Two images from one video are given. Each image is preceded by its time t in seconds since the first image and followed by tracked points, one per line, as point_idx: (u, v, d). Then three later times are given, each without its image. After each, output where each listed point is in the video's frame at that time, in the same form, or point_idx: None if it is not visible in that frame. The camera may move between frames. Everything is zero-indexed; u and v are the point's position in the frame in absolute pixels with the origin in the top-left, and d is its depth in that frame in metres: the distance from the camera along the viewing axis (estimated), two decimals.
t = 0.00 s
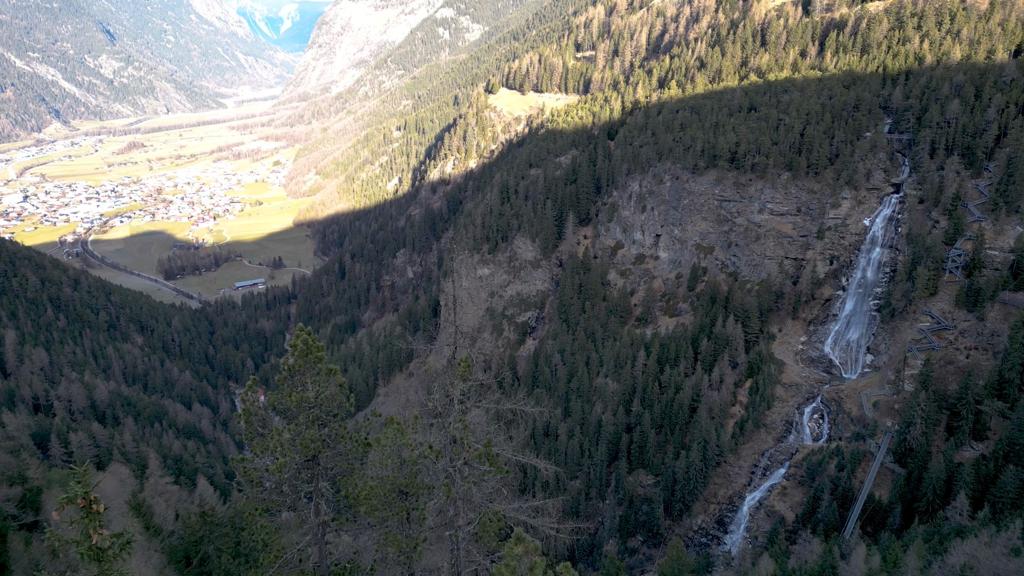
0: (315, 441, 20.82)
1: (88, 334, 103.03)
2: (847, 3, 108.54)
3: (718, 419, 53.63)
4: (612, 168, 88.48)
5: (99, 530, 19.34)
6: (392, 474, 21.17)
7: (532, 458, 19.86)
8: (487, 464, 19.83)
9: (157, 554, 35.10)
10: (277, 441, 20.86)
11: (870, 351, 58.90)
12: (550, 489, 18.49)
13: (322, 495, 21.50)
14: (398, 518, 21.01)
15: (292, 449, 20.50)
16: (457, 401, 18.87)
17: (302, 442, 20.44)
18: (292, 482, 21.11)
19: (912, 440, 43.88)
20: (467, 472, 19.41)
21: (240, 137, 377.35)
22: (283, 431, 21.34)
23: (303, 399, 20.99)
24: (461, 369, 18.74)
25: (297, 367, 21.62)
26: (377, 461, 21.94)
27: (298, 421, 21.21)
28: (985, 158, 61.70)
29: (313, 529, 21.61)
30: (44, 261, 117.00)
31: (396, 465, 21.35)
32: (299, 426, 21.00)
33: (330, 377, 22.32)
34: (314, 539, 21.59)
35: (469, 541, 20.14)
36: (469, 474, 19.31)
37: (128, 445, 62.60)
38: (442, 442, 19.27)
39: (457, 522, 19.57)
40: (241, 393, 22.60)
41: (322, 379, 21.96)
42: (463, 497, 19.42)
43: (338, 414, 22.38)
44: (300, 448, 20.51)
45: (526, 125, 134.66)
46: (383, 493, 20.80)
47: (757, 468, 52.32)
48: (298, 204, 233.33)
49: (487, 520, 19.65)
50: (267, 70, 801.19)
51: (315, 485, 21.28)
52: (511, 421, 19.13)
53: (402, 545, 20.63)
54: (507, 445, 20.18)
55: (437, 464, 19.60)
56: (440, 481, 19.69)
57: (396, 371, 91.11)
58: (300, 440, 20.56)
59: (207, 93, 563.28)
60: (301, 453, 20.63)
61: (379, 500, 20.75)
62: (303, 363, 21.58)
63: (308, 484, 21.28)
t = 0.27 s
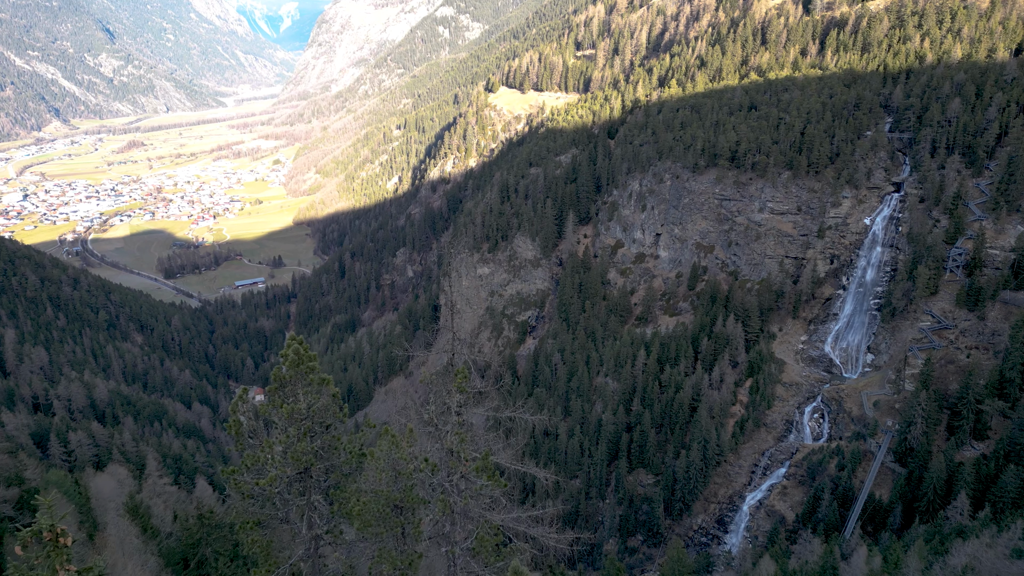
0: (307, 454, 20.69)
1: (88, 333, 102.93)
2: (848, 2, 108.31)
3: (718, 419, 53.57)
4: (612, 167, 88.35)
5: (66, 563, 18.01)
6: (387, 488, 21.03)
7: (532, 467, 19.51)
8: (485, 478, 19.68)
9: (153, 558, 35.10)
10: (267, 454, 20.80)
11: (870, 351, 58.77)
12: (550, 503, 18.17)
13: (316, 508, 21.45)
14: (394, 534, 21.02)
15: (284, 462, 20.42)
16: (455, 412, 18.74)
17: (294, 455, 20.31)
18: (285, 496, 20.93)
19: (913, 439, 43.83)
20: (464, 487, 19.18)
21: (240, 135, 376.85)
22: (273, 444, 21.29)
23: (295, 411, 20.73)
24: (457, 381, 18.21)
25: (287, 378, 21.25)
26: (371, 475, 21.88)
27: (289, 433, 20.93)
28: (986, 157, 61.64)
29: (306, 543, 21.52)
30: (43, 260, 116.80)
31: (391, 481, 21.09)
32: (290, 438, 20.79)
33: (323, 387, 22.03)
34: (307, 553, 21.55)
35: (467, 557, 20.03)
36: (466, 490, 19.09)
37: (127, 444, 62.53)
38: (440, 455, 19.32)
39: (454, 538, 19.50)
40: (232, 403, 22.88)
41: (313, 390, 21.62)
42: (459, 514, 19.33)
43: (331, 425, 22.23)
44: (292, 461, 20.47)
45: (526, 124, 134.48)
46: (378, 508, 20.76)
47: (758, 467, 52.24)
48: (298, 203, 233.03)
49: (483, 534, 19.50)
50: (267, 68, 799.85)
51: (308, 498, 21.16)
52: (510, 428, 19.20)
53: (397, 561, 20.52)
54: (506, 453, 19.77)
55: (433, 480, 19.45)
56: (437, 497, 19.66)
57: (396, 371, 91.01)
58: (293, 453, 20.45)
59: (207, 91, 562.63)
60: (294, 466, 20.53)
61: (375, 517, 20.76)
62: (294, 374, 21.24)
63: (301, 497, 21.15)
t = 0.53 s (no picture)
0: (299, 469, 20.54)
1: (88, 332, 102.80)
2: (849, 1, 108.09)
3: (719, 419, 53.47)
4: (612, 167, 88.20)
5: None
6: (381, 504, 20.17)
7: (532, 477, 19.09)
8: (483, 493, 19.25)
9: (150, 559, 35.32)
10: (258, 469, 20.65)
11: (870, 351, 58.67)
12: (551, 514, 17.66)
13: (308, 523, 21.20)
14: (388, 552, 19.90)
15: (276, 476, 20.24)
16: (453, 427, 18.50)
17: (286, 469, 20.14)
18: (275, 512, 20.58)
19: (913, 440, 43.79)
20: (461, 503, 18.95)
21: (240, 134, 376.58)
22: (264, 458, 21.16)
23: (286, 423, 20.63)
24: (454, 394, 17.57)
25: (279, 391, 21.20)
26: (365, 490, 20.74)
27: (281, 447, 20.81)
28: (987, 157, 61.57)
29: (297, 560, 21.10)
30: (43, 259, 116.63)
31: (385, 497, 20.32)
32: (281, 452, 20.77)
33: (315, 400, 22.03)
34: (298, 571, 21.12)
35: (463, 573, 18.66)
36: (463, 506, 18.89)
37: (127, 444, 62.40)
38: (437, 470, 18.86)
39: (451, 556, 19.12)
40: (222, 415, 22.05)
41: (305, 403, 21.53)
42: (456, 533, 18.98)
43: (324, 437, 22.07)
44: (282, 476, 20.28)
45: (527, 123, 134.35)
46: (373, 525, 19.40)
47: (758, 467, 52.15)
48: (298, 202, 232.77)
49: (482, 549, 18.72)
50: (267, 67, 799.19)
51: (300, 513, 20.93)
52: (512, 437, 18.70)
53: None
54: (505, 465, 19.45)
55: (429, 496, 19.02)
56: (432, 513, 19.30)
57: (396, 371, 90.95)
58: (286, 467, 20.28)
59: (207, 90, 562.11)
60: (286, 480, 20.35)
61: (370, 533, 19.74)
62: (286, 386, 21.20)
63: (293, 511, 20.87)
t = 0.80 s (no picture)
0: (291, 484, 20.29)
1: (88, 332, 102.74)
2: None
3: (719, 418, 53.36)
4: (612, 166, 88.03)
5: None
6: (375, 521, 19.55)
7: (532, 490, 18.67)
8: (481, 510, 18.49)
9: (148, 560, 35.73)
10: (248, 485, 20.26)
11: (871, 351, 58.62)
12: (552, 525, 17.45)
13: (300, 540, 20.73)
14: (384, 571, 19.13)
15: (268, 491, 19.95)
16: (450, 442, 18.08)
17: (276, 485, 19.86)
18: (265, 529, 20.09)
19: (914, 439, 43.70)
20: (458, 521, 18.08)
21: (240, 133, 376.51)
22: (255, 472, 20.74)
23: (276, 437, 20.34)
24: (449, 409, 17.89)
25: (269, 404, 20.80)
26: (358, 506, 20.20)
27: (272, 461, 20.54)
28: (988, 156, 61.43)
29: None
30: (43, 258, 116.54)
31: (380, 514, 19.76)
32: (272, 466, 20.43)
33: (307, 411, 21.71)
34: None
35: None
36: (460, 524, 17.96)
37: (126, 444, 62.33)
38: (432, 483, 18.17)
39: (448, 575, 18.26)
40: (211, 428, 21.85)
41: (296, 416, 21.15)
42: (453, 551, 18.06)
43: (317, 450, 21.90)
44: (273, 491, 19.94)
45: (526, 122, 134.20)
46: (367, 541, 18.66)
47: (758, 467, 52.02)
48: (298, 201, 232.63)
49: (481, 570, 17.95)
50: (267, 66, 798.61)
51: (293, 529, 20.58)
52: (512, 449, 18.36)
53: None
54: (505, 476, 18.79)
55: (425, 514, 18.19)
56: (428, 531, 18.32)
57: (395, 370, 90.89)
58: (278, 482, 20.05)
59: (207, 89, 561.76)
60: (277, 495, 20.04)
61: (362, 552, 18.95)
62: (276, 399, 20.79)
63: (286, 526, 20.44)
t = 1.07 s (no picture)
0: (283, 502, 19.52)
1: (87, 331, 102.64)
2: None
3: (720, 417, 53.25)
4: (613, 165, 87.85)
5: None
6: (370, 540, 19.41)
7: (531, 498, 18.61)
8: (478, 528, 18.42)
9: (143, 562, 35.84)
10: (238, 501, 19.50)
11: (871, 349, 58.64)
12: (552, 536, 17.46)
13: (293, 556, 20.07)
14: None
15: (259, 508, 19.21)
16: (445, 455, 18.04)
17: (268, 503, 19.16)
18: (257, 547, 19.39)
19: (915, 439, 43.65)
20: (456, 540, 17.94)
21: (240, 132, 376.10)
22: (246, 489, 19.89)
23: (268, 454, 19.50)
24: (447, 424, 17.77)
25: (261, 417, 19.79)
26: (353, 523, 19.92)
27: (264, 477, 19.69)
28: (989, 155, 61.29)
29: None
30: (42, 257, 116.42)
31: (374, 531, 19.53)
32: (263, 482, 19.60)
33: (301, 424, 20.69)
34: None
35: None
36: (457, 544, 17.83)
37: (126, 443, 62.28)
38: (426, 498, 18.16)
39: None
40: (199, 441, 20.48)
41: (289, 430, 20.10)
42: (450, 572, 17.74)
43: (310, 464, 20.86)
44: (264, 509, 19.24)
45: (527, 121, 134.00)
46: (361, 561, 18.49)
47: (759, 466, 51.93)
48: (298, 200, 232.57)
49: None
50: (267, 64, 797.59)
51: (286, 546, 19.86)
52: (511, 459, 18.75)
53: None
54: (503, 486, 18.65)
55: (421, 533, 17.98)
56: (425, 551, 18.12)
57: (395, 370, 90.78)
58: (269, 501, 19.28)
59: (207, 88, 560.85)
60: (269, 514, 19.33)
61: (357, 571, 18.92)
62: (269, 413, 19.79)
63: (278, 544, 19.75)
